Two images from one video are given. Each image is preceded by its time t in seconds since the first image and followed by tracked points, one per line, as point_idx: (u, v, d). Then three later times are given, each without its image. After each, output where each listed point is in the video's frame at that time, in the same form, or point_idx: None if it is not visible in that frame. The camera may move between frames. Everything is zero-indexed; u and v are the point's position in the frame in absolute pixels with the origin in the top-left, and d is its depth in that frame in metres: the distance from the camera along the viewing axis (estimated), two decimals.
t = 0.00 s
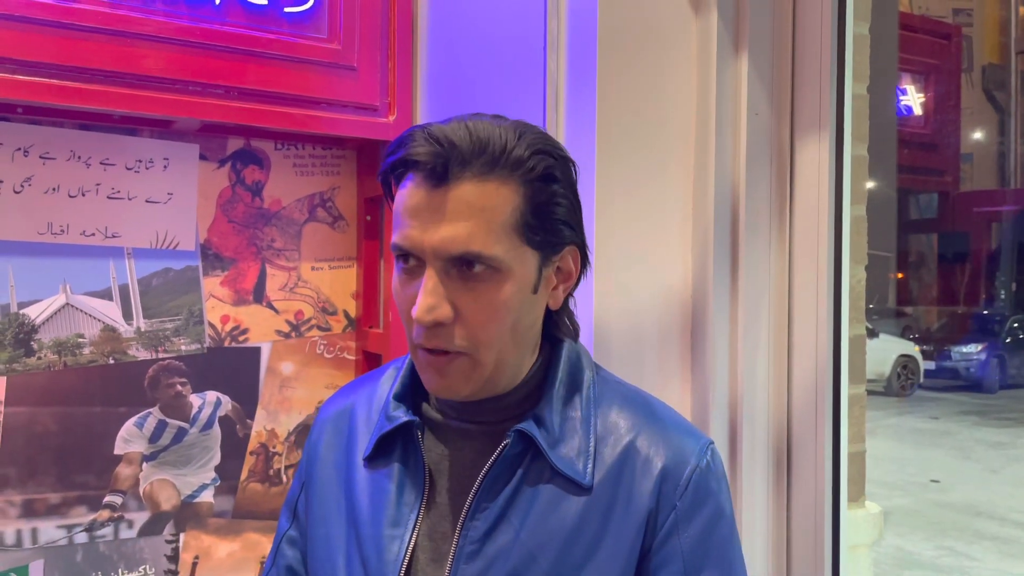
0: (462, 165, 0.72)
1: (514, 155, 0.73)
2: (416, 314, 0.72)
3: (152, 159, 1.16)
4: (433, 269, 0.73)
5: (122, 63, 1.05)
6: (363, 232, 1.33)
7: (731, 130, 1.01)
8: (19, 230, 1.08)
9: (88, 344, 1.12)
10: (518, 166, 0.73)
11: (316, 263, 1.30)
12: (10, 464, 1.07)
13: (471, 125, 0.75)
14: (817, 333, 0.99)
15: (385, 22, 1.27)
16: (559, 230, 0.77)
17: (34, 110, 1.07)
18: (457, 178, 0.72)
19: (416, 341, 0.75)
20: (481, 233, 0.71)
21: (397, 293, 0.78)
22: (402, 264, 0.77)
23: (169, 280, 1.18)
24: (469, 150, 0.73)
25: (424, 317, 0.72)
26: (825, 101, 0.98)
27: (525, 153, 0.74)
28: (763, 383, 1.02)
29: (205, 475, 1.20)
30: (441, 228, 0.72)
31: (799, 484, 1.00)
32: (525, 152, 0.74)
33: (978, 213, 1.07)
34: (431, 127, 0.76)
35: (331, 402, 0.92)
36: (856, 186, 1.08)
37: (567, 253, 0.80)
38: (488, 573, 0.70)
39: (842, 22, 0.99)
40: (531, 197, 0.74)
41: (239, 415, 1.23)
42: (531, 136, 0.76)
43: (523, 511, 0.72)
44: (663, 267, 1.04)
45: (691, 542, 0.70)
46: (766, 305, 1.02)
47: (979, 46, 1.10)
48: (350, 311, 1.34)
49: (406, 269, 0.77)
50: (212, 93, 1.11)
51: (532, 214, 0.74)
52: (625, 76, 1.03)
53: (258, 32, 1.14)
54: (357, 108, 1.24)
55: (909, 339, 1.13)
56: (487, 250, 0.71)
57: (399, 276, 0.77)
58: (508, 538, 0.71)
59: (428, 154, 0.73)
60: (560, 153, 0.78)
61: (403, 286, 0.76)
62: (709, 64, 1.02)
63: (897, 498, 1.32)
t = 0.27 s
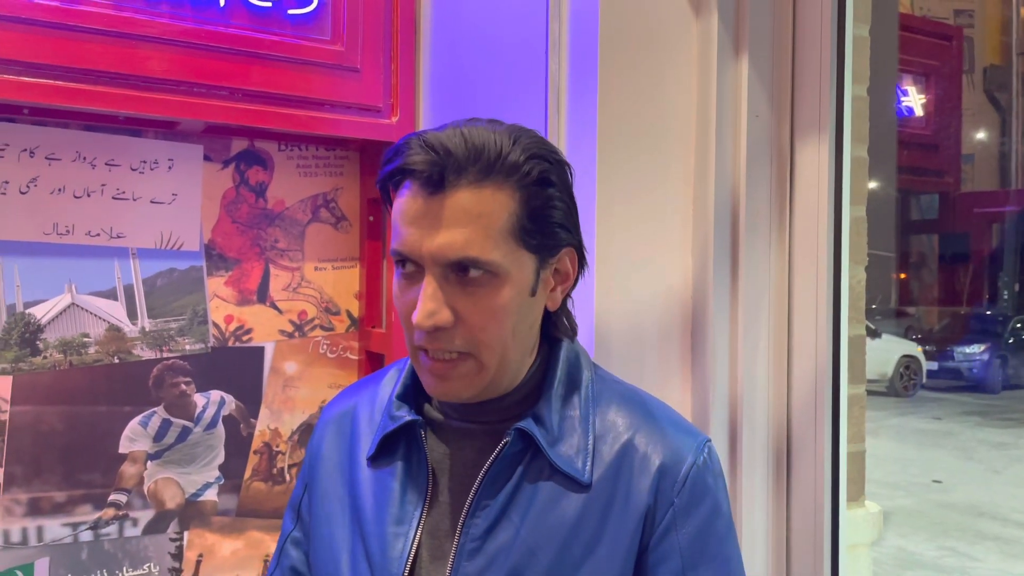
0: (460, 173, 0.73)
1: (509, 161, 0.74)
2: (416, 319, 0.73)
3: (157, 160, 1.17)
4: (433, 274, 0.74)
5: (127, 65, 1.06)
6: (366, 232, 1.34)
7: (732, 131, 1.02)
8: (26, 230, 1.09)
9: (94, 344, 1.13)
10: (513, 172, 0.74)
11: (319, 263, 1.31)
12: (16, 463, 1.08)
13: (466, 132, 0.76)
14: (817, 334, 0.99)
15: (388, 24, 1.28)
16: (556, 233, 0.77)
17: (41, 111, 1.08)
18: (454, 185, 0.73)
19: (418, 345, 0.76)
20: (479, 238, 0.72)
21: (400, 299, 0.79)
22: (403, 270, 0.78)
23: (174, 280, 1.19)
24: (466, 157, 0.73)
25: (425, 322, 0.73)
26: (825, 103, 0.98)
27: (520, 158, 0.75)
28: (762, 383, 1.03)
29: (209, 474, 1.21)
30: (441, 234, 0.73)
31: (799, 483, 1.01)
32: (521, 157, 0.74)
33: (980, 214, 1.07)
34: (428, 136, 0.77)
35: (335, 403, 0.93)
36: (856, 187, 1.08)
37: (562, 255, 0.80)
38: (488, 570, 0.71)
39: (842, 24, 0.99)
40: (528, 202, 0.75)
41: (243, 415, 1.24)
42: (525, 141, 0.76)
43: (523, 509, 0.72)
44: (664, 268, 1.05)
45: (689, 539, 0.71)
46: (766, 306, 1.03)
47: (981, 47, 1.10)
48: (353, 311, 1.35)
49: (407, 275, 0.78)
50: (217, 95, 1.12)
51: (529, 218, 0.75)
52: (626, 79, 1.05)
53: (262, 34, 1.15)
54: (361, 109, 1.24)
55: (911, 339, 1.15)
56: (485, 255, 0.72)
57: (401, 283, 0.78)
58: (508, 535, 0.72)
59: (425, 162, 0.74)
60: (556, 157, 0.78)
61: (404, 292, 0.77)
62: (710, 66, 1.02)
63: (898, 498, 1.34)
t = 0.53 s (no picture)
0: (475, 170, 0.73)
1: (517, 154, 0.74)
2: (454, 320, 0.72)
3: (164, 161, 1.17)
4: (462, 274, 0.73)
5: (134, 68, 1.06)
6: (372, 233, 1.34)
7: (735, 133, 1.02)
8: (34, 232, 1.10)
9: (101, 344, 1.14)
10: (522, 164, 0.75)
11: (325, 264, 1.32)
12: (25, 462, 1.09)
13: (466, 131, 0.75)
14: (820, 335, 0.99)
15: (394, 28, 1.28)
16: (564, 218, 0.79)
17: (49, 113, 1.08)
18: (469, 183, 0.72)
19: (451, 347, 0.75)
20: (501, 231, 0.73)
21: (418, 304, 0.77)
22: (421, 276, 0.76)
23: (181, 280, 1.19)
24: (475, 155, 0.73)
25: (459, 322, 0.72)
26: (828, 105, 0.98)
27: (526, 150, 0.75)
28: (766, 384, 1.03)
29: (216, 473, 1.21)
30: (463, 231, 0.72)
31: (803, 483, 1.01)
32: (524, 149, 0.75)
33: (984, 214, 1.08)
34: (429, 137, 0.76)
35: (343, 397, 0.93)
36: (858, 188, 1.08)
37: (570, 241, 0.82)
38: (501, 565, 0.71)
39: (845, 25, 0.99)
40: (539, 192, 0.76)
41: (249, 414, 1.24)
42: (523, 133, 0.77)
43: (535, 504, 0.73)
44: (668, 269, 1.06)
45: (699, 536, 0.71)
46: (769, 307, 1.03)
47: (985, 48, 1.12)
48: (358, 312, 1.35)
49: (426, 280, 0.76)
50: (224, 97, 1.13)
51: (542, 206, 0.76)
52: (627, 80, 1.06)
53: (268, 37, 1.16)
54: (366, 111, 1.25)
55: (915, 339, 1.15)
56: (508, 247, 0.73)
57: (420, 289, 0.77)
58: (520, 530, 0.72)
59: (437, 166, 0.73)
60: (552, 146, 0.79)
61: (426, 296, 0.76)
62: (713, 68, 1.02)
63: (903, 499, 1.33)
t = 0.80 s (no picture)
0: (495, 176, 0.73)
1: (530, 157, 0.75)
2: (484, 326, 0.72)
3: (171, 161, 1.18)
4: (486, 280, 0.73)
5: (142, 68, 1.07)
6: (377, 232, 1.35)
7: (741, 132, 1.02)
8: (43, 231, 1.10)
9: (109, 343, 1.15)
10: (536, 166, 0.75)
11: (331, 263, 1.32)
12: (34, 460, 1.10)
13: (477, 136, 0.75)
14: (825, 333, 0.99)
15: (400, 27, 1.29)
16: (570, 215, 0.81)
17: (57, 113, 1.09)
18: (490, 190, 0.72)
19: (476, 353, 0.75)
20: (521, 234, 0.73)
21: (436, 313, 0.76)
22: (440, 284, 0.75)
23: (188, 279, 1.20)
24: (492, 160, 0.73)
25: (489, 328, 0.72)
26: (833, 104, 0.98)
27: (536, 152, 0.76)
28: (771, 381, 1.03)
29: (224, 471, 1.22)
30: (485, 236, 0.72)
31: (808, 481, 1.01)
32: (534, 151, 0.76)
33: (990, 213, 1.06)
34: (439, 146, 0.75)
35: (346, 399, 0.94)
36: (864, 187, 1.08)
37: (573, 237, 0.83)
38: (512, 558, 0.72)
39: (851, 24, 0.99)
40: (550, 192, 0.77)
41: (256, 413, 1.25)
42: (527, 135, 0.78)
43: (544, 498, 0.73)
44: (673, 268, 1.06)
45: (705, 525, 0.71)
46: (775, 305, 1.03)
47: (990, 49, 1.08)
48: (364, 311, 1.36)
49: (445, 288, 0.75)
50: (231, 97, 1.14)
51: (554, 206, 0.77)
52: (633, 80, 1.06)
53: (274, 37, 1.16)
54: (372, 111, 1.25)
55: (920, 338, 1.14)
56: (529, 249, 0.73)
57: (439, 297, 0.76)
58: (531, 523, 0.73)
59: (458, 172, 0.73)
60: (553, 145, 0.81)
61: (448, 303, 0.75)
62: (719, 67, 1.03)
63: (908, 498, 1.34)
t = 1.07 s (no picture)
0: (512, 167, 0.74)
1: (546, 153, 0.77)
2: (494, 315, 0.72)
3: (178, 163, 1.19)
4: (498, 270, 0.74)
5: (148, 70, 1.08)
6: (382, 234, 1.35)
7: (746, 133, 1.03)
8: (50, 233, 1.11)
9: (117, 344, 1.16)
10: (552, 162, 0.77)
11: (337, 264, 1.33)
12: (42, 460, 1.10)
13: (496, 132, 0.77)
14: (830, 334, 0.99)
15: (405, 31, 1.28)
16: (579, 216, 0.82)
17: (64, 116, 1.10)
18: (506, 182, 0.74)
19: (485, 344, 0.75)
20: (534, 228, 0.74)
21: (447, 304, 0.77)
22: (452, 275, 0.76)
23: (194, 281, 1.21)
24: (509, 153, 0.75)
25: (501, 318, 0.72)
26: (838, 105, 0.98)
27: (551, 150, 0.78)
28: (776, 382, 1.04)
29: (230, 471, 1.23)
30: (500, 227, 0.73)
31: (812, 482, 1.02)
32: (549, 150, 0.78)
33: (995, 213, 1.05)
34: (458, 139, 0.77)
35: (352, 401, 0.94)
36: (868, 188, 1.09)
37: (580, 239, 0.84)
38: (518, 556, 0.72)
39: (856, 24, 0.99)
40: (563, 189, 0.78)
41: (262, 414, 1.26)
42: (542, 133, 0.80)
43: (549, 496, 0.74)
44: (678, 269, 1.06)
45: (709, 521, 0.72)
46: (780, 305, 1.04)
47: (994, 48, 1.07)
48: (369, 312, 1.36)
49: (457, 279, 0.76)
50: (237, 99, 1.14)
51: (565, 204, 0.78)
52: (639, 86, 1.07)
53: (280, 39, 1.17)
54: (377, 112, 1.26)
55: (924, 338, 1.13)
56: (542, 242, 0.75)
57: (450, 288, 0.76)
58: (536, 521, 0.73)
59: (475, 163, 0.74)
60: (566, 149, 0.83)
61: (459, 294, 0.75)
62: (725, 68, 1.03)
63: (913, 498, 1.34)
